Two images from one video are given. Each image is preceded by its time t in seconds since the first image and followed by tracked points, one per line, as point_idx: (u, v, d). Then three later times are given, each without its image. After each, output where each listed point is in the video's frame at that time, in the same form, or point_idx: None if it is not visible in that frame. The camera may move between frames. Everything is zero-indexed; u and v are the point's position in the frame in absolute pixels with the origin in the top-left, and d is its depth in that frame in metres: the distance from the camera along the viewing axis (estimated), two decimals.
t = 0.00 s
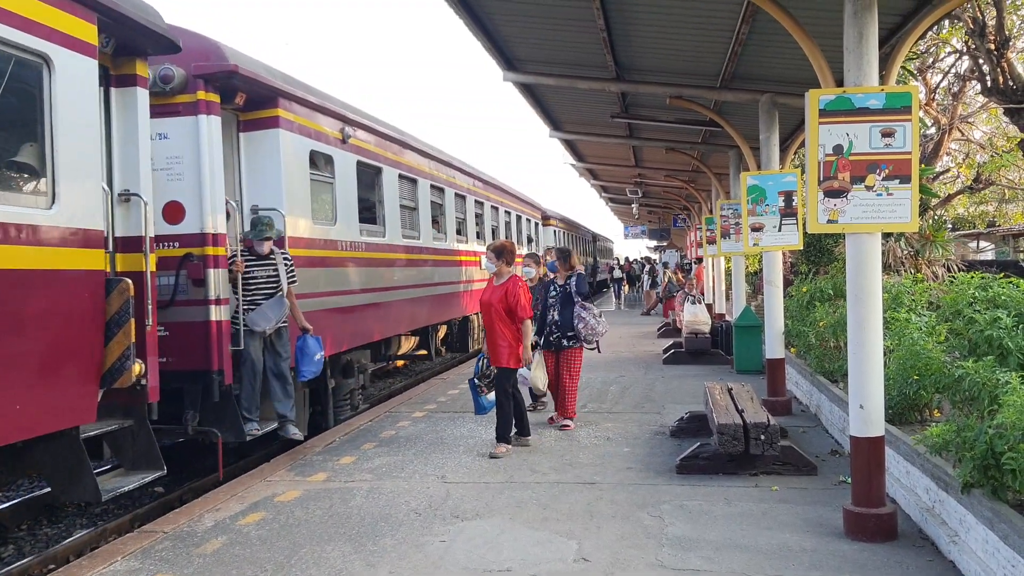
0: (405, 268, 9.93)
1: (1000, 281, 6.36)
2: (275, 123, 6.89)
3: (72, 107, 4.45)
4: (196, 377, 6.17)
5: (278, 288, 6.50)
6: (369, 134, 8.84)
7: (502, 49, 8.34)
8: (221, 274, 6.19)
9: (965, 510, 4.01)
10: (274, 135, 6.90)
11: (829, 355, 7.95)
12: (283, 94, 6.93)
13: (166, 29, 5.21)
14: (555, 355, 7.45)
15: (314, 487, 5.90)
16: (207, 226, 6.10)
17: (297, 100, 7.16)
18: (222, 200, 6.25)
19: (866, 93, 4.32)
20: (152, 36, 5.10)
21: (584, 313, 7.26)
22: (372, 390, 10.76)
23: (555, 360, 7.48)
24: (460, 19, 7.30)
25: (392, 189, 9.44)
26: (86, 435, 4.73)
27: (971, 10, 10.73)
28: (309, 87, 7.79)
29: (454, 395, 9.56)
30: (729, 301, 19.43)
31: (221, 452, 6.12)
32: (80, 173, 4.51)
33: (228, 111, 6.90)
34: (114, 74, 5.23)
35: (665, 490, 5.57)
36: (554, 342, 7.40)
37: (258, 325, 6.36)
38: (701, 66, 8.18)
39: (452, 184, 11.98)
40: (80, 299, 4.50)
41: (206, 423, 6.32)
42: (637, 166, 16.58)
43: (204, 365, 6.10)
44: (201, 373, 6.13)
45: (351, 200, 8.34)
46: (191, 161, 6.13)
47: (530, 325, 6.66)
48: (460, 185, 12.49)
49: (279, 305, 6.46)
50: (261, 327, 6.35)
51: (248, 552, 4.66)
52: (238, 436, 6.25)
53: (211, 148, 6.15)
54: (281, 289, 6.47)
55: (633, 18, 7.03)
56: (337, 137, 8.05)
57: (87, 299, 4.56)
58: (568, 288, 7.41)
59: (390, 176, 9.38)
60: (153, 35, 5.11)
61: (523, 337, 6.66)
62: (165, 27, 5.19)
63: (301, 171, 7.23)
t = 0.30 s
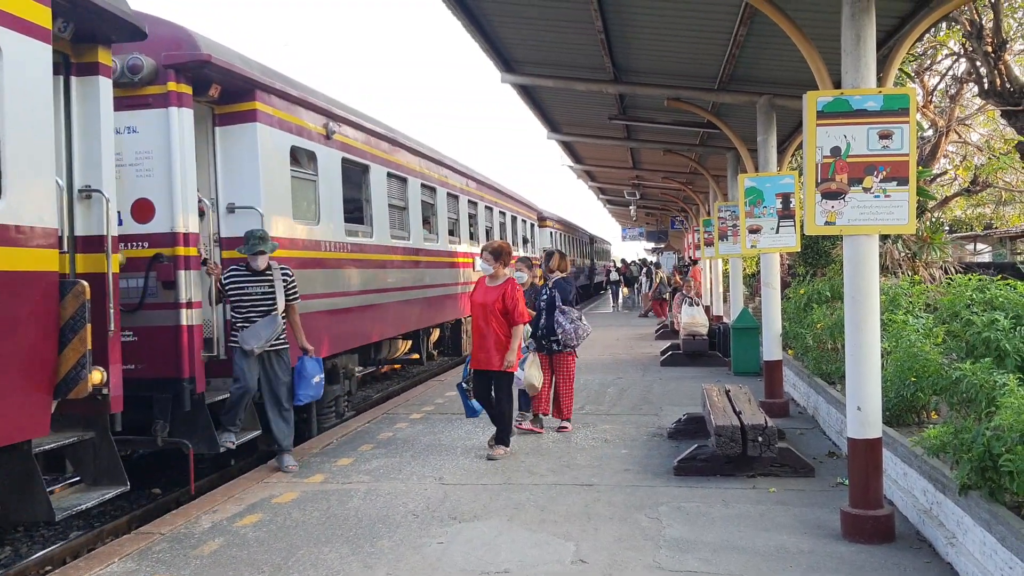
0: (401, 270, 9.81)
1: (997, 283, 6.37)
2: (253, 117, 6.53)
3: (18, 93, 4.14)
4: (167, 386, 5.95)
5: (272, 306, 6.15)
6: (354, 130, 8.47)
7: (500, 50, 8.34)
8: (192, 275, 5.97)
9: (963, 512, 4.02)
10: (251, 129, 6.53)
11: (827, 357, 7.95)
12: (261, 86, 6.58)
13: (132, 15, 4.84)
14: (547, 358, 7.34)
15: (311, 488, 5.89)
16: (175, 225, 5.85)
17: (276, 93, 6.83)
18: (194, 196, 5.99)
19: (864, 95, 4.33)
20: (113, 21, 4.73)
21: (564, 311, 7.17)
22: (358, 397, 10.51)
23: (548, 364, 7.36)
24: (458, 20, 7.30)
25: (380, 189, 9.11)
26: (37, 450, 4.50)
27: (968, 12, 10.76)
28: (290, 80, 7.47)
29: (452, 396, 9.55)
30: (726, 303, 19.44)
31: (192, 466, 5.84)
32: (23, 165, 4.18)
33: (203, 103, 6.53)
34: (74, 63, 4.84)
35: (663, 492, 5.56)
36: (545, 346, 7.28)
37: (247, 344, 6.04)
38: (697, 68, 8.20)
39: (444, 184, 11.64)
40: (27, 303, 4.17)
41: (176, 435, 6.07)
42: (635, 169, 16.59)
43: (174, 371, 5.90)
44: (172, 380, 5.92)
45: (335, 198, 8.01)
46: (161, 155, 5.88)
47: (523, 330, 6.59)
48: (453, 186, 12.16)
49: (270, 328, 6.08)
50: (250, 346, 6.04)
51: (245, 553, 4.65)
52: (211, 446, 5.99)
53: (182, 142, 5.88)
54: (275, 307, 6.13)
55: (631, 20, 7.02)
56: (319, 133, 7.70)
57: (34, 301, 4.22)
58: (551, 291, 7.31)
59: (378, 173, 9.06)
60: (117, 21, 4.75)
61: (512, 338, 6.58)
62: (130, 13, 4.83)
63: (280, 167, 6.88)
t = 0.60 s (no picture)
0: (398, 270, 9.81)
1: (994, 283, 6.38)
2: (229, 110, 6.30)
3: None
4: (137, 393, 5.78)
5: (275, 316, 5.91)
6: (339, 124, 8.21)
7: (498, 51, 8.34)
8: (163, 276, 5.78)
9: (959, 512, 4.02)
10: (227, 122, 6.30)
11: (824, 357, 7.96)
12: (238, 76, 6.35)
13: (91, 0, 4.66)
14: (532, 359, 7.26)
15: (308, 489, 5.88)
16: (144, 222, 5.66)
17: (254, 85, 6.59)
18: (165, 194, 5.80)
19: (861, 96, 4.34)
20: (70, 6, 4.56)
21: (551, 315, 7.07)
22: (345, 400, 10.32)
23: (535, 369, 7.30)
24: (456, 21, 7.30)
25: (368, 185, 8.85)
26: None
27: (965, 14, 10.79)
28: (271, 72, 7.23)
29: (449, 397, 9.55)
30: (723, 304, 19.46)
31: (162, 481, 5.62)
32: None
33: (177, 95, 6.31)
34: (33, 49, 4.67)
35: (660, 492, 5.57)
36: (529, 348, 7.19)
37: (253, 359, 5.80)
38: (695, 69, 8.21)
39: (437, 181, 11.41)
40: None
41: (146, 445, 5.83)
42: (632, 169, 16.60)
43: (143, 377, 5.73)
44: (140, 386, 5.74)
45: (320, 195, 7.74)
46: (129, 150, 5.69)
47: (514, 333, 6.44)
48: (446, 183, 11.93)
49: (278, 339, 5.89)
50: (257, 360, 5.80)
51: (242, 554, 4.65)
52: (182, 457, 5.74)
53: (155, 135, 5.70)
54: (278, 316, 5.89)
55: (628, 20, 7.03)
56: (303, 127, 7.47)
57: None
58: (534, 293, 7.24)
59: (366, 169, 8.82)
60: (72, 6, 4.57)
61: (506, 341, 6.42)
62: None
63: (259, 162, 6.65)
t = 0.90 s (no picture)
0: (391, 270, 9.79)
1: (987, 283, 6.41)
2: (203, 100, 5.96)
3: None
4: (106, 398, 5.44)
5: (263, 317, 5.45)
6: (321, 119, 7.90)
7: (492, 50, 8.33)
8: (131, 276, 5.41)
9: (952, 512, 4.03)
10: (200, 112, 5.96)
11: (818, 357, 7.97)
12: (212, 66, 6.01)
13: None
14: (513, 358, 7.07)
15: (302, 488, 5.87)
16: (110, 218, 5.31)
17: (230, 75, 6.25)
18: (134, 190, 5.46)
19: (855, 96, 4.34)
20: None
21: (537, 319, 6.89)
22: (339, 400, 10.31)
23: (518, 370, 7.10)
24: (450, 20, 7.29)
25: (352, 182, 8.60)
26: None
27: (959, 14, 10.81)
28: (248, 63, 6.89)
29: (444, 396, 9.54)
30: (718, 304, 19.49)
31: (126, 492, 5.21)
32: None
33: (147, 86, 5.94)
34: None
35: (654, 492, 5.56)
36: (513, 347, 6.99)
37: (236, 364, 5.37)
38: (690, 69, 8.21)
39: (425, 179, 11.15)
40: None
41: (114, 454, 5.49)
42: (627, 169, 16.60)
43: (108, 383, 5.36)
44: (106, 393, 5.39)
45: (300, 190, 7.47)
46: (95, 141, 5.36)
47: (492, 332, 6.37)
48: (435, 181, 11.68)
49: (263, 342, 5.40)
50: (240, 365, 5.36)
51: (235, 554, 4.63)
52: (151, 468, 5.39)
53: (122, 125, 5.35)
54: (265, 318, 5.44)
55: (623, 20, 7.03)
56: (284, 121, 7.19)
57: None
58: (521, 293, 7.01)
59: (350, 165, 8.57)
60: None
61: (485, 342, 6.32)
62: None
63: (234, 156, 6.30)
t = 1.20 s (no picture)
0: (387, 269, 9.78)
1: (983, 283, 6.42)
2: (179, 92, 5.66)
3: None
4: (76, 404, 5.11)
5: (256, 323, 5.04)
6: (306, 112, 7.65)
7: (489, 50, 8.34)
8: (101, 275, 5.05)
9: (947, 511, 4.04)
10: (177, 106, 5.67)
11: (814, 357, 7.98)
12: (189, 56, 5.70)
13: None
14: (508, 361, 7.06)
15: (298, 487, 5.87)
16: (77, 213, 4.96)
17: (208, 66, 5.97)
18: (104, 188, 5.09)
19: (851, 96, 4.34)
20: None
21: (533, 320, 6.89)
22: (336, 399, 10.30)
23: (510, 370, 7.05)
24: (447, 20, 7.28)
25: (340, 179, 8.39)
26: None
27: (955, 15, 10.83)
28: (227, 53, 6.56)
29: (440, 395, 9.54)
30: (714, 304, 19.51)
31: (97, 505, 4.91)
32: None
33: (121, 76, 5.62)
34: None
35: (649, 491, 5.57)
36: (508, 349, 6.97)
37: (227, 375, 4.93)
38: (688, 69, 8.22)
39: (417, 176, 10.95)
40: None
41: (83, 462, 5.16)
42: (623, 169, 16.60)
43: (77, 389, 5.03)
44: (75, 399, 5.06)
45: (283, 187, 7.22)
46: (62, 132, 5.00)
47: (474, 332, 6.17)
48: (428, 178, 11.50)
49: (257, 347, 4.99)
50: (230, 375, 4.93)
51: (231, 553, 4.63)
52: (123, 477, 5.07)
53: (91, 115, 4.99)
54: (259, 324, 5.03)
55: (620, 20, 7.03)
56: (267, 115, 6.94)
57: None
58: (517, 295, 6.99)
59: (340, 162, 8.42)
60: None
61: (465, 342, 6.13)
62: None
63: (212, 151, 6.00)
